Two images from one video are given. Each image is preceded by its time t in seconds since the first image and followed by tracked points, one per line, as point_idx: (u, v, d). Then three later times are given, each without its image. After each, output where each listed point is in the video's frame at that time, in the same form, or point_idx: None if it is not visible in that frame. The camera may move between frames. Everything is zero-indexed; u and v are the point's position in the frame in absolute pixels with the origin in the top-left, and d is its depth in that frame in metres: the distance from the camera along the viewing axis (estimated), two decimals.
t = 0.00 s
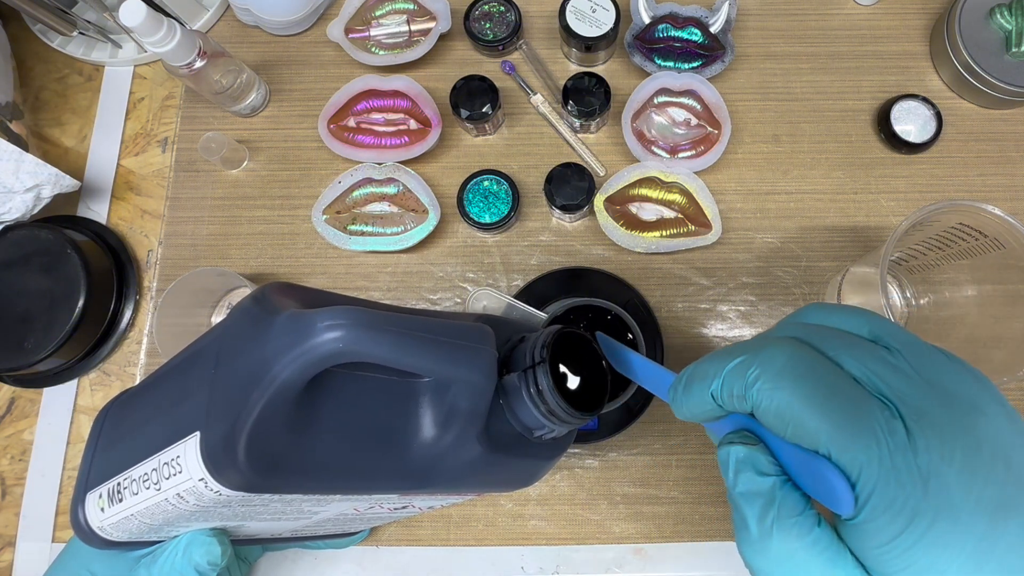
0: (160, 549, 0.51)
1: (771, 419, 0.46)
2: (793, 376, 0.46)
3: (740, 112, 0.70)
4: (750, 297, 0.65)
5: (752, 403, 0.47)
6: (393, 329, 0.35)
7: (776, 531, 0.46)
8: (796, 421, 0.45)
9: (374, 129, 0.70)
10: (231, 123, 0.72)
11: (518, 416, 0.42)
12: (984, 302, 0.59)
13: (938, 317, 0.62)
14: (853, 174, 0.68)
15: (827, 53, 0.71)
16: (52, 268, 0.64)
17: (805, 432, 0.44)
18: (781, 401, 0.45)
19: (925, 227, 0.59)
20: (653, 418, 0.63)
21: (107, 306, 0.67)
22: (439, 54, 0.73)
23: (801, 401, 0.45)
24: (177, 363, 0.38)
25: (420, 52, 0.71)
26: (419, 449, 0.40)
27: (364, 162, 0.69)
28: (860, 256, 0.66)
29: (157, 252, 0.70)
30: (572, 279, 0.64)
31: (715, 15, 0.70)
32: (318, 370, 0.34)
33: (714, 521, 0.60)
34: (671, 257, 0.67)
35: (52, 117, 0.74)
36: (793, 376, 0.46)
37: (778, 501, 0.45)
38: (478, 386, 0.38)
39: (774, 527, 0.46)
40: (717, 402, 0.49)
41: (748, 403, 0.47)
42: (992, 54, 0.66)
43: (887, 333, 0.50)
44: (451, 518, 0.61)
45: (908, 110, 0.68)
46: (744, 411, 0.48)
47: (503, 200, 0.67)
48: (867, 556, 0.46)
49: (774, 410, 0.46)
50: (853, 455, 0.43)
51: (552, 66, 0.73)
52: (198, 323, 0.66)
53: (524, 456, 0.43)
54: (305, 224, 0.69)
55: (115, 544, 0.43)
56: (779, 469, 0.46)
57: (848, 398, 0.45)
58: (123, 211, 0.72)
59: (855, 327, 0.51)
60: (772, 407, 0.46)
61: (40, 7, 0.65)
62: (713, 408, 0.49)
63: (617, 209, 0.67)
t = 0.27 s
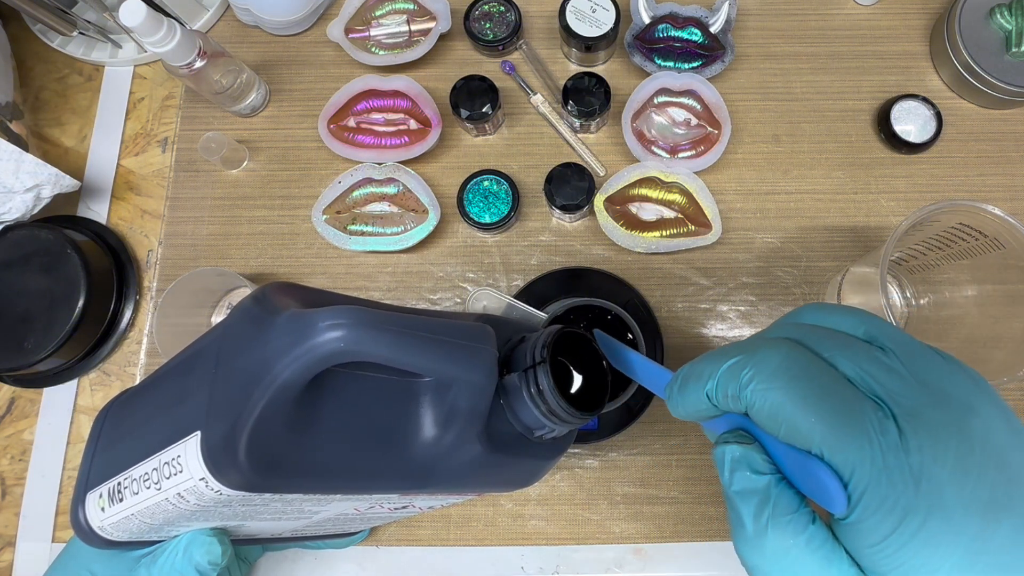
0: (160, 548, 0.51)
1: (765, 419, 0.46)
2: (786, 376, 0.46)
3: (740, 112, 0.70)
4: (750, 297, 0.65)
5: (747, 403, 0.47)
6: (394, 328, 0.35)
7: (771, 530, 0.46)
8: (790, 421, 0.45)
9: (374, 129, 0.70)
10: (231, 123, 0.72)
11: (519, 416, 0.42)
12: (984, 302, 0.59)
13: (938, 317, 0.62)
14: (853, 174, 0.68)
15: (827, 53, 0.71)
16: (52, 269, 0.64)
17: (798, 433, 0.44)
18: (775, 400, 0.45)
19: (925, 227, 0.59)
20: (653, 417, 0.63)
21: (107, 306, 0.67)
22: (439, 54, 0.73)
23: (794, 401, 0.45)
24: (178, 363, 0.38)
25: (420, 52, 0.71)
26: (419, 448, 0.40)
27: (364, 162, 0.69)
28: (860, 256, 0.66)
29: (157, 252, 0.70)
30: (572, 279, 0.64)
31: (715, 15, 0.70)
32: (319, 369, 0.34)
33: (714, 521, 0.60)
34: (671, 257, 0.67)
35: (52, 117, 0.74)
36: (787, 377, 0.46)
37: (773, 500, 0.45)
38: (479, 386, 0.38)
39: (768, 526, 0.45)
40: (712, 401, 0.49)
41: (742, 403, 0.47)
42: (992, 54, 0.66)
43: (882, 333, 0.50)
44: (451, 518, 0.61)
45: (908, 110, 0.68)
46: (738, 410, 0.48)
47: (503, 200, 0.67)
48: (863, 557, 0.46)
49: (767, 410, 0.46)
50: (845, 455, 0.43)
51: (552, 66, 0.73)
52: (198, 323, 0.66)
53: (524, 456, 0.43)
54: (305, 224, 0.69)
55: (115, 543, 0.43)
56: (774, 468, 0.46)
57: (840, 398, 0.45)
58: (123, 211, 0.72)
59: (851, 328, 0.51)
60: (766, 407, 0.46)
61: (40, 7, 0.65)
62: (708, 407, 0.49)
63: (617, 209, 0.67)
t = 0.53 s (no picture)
0: (160, 548, 0.51)
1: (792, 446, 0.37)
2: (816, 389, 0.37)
3: (740, 112, 0.70)
4: (750, 297, 0.65)
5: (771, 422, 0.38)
6: (395, 327, 0.35)
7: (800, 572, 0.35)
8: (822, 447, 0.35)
9: (374, 129, 0.70)
10: (231, 123, 0.72)
11: (519, 416, 0.42)
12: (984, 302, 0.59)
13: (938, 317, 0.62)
14: (853, 173, 0.68)
15: (827, 53, 0.71)
16: (52, 268, 0.64)
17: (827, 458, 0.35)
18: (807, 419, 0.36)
19: (926, 227, 0.59)
20: (653, 417, 0.63)
21: (107, 305, 0.67)
22: (439, 53, 0.73)
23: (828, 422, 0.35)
24: (178, 363, 0.38)
25: (420, 52, 0.71)
26: (419, 448, 0.40)
27: (364, 162, 0.69)
28: (860, 256, 0.66)
29: (157, 252, 0.70)
30: (572, 279, 0.64)
31: (715, 15, 0.70)
32: (319, 369, 0.34)
33: (714, 521, 0.60)
34: (671, 257, 0.67)
35: (52, 117, 0.74)
36: (822, 392, 0.37)
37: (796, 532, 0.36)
38: (480, 386, 0.38)
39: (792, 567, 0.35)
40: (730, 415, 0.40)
41: (768, 420, 0.38)
42: (992, 54, 0.66)
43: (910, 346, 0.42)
44: (451, 518, 0.61)
45: (908, 110, 0.68)
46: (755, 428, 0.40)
47: (503, 200, 0.67)
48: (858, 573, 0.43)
49: (798, 431, 0.36)
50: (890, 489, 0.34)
51: (552, 66, 0.73)
52: (198, 323, 0.66)
53: (524, 456, 0.43)
54: (305, 224, 0.69)
55: (115, 543, 0.43)
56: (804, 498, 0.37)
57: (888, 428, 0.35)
58: (123, 211, 0.72)
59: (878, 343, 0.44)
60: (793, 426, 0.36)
61: (40, 7, 0.65)
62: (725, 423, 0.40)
63: (617, 209, 0.67)
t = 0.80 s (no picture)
0: (160, 548, 0.51)
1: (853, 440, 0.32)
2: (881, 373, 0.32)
3: (740, 112, 0.70)
4: (750, 297, 0.65)
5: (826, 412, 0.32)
6: (396, 327, 0.35)
7: None
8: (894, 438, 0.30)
9: (374, 129, 0.70)
10: (231, 123, 0.72)
11: (520, 416, 0.42)
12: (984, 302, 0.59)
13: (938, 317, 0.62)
14: (852, 173, 0.68)
15: (827, 53, 0.71)
16: (52, 268, 0.64)
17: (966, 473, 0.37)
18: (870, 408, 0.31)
19: (926, 227, 0.59)
20: (653, 417, 0.63)
21: (107, 305, 0.67)
22: (439, 53, 0.73)
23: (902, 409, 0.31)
24: (179, 363, 0.38)
25: (420, 52, 0.71)
26: (420, 448, 0.40)
27: (364, 162, 0.69)
28: (860, 256, 0.66)
29: (157, 252, 0.70)
30: (572, 279, 0.64)
31: (715, 15, 0.70)
32: (320, 368, 0.34)
33: (714, 521, 0.60)
34: (671, 257, 0.67)
35: (52, 117, 0.74)
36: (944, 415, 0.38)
37: None
38: (480, 385, 0.38)
39: None
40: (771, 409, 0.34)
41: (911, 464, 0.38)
42: (992, 54, 0.66)
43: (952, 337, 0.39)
44: (451, 518, 0.61)
45: (908, 110, 0.68)
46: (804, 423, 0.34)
47: (503, 200, 0.67)
48: None
49: (941, 457, 0.37)
50: None
51: (552, 66, 0.73)
52: (198, 323, 0.66)
53: (524, 455, 0.43)
54: (305, 224, 0.69)
55: (116, 543, 0.43)
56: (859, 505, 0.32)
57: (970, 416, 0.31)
58: (123, 211, 0.72)
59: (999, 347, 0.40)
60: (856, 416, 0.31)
61: (40, 7, 0.65)
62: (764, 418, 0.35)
63: (617, 209, 0.67)
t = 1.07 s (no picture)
0: (160, 548, 0.51)
1: (800, 369, 0.38)
2: (822, 307, 0.38)
3: (740, 112, 0.70)
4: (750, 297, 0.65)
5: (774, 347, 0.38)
6: (397, 326, 0.35)
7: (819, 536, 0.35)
8: (836, 362, 0.36)
9: (374, 129, 0.70)
10: (231, 123, 0.72)
11: (520, 415, 0.42)
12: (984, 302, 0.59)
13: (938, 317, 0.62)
14: (852, 173, 0.68)
15: (827, 53, 0.71)
16: (52, 268, 0.64)
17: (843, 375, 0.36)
18: (812, 340, 0.37)
19: (926, 227, 0.59)
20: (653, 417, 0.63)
21: (107, 306, 0.67)
22: (439, 53, 0.73)
23: (845, 333, 0.36)
24: (179, 363, 0.38)
25: (420, 52, 0.71)
26: (420, 447, 0.40)
27: (364, 162, 0.69)
28: (861, 256, 0.66)
29: (157, 252, 0.70)
30: (572, 279, 0.64)
31: (715, 15, 0.70)
32: (320, 368, 0.34)
33: (715, 521, 0.60)
34: (671, 257, 0.67)
35: (52, 117, 0.74)
36: (832, 312, 0.37)
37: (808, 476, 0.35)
38: (481, 385, 0.38)
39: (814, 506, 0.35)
40: (727, 355, 0.39)
41: (770, 347, 0.39)
42: (992, 54, 0.66)
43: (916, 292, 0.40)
44: (451, 518, 0.61)
45: (908, 110, 0.68)
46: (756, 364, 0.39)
47: (503, 200, 0.67)
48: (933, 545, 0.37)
49: (804, 351, 0.37)
50: (905, 391, 0.35)
51: (552, 66, 0.73)
52: (198, 323, 0.66)
53: (524, 455, 0.43)
54: (305, 224, 0.69)
55: (116, 543, 0.43)
56: (819, 436, 0.35)
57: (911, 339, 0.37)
58: (123, 211, 0.72)
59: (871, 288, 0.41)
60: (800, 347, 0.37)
61: (40, 7, 0.65)
62: (723, 366, 0.39)
63: (617, 209, 0.67)
